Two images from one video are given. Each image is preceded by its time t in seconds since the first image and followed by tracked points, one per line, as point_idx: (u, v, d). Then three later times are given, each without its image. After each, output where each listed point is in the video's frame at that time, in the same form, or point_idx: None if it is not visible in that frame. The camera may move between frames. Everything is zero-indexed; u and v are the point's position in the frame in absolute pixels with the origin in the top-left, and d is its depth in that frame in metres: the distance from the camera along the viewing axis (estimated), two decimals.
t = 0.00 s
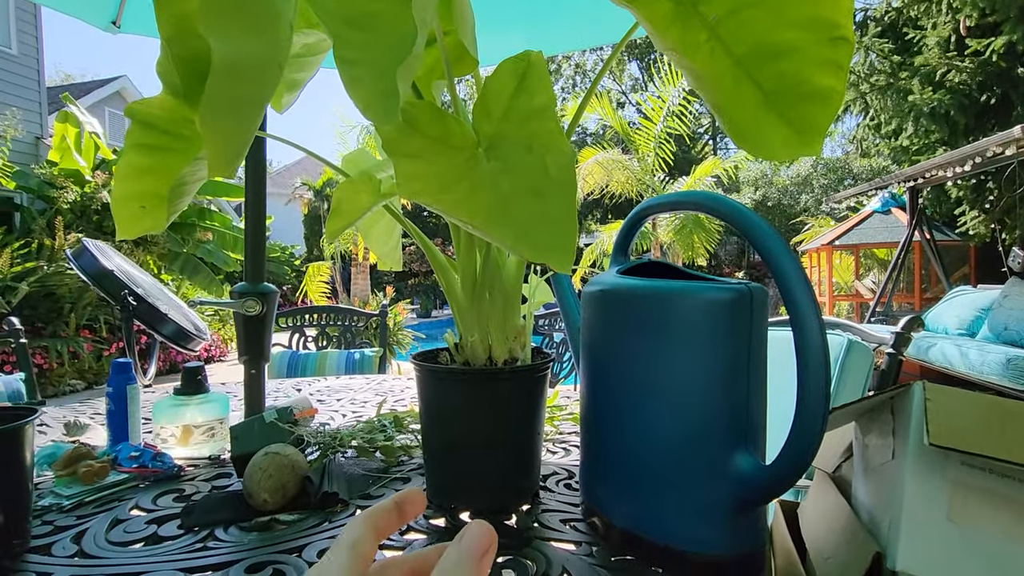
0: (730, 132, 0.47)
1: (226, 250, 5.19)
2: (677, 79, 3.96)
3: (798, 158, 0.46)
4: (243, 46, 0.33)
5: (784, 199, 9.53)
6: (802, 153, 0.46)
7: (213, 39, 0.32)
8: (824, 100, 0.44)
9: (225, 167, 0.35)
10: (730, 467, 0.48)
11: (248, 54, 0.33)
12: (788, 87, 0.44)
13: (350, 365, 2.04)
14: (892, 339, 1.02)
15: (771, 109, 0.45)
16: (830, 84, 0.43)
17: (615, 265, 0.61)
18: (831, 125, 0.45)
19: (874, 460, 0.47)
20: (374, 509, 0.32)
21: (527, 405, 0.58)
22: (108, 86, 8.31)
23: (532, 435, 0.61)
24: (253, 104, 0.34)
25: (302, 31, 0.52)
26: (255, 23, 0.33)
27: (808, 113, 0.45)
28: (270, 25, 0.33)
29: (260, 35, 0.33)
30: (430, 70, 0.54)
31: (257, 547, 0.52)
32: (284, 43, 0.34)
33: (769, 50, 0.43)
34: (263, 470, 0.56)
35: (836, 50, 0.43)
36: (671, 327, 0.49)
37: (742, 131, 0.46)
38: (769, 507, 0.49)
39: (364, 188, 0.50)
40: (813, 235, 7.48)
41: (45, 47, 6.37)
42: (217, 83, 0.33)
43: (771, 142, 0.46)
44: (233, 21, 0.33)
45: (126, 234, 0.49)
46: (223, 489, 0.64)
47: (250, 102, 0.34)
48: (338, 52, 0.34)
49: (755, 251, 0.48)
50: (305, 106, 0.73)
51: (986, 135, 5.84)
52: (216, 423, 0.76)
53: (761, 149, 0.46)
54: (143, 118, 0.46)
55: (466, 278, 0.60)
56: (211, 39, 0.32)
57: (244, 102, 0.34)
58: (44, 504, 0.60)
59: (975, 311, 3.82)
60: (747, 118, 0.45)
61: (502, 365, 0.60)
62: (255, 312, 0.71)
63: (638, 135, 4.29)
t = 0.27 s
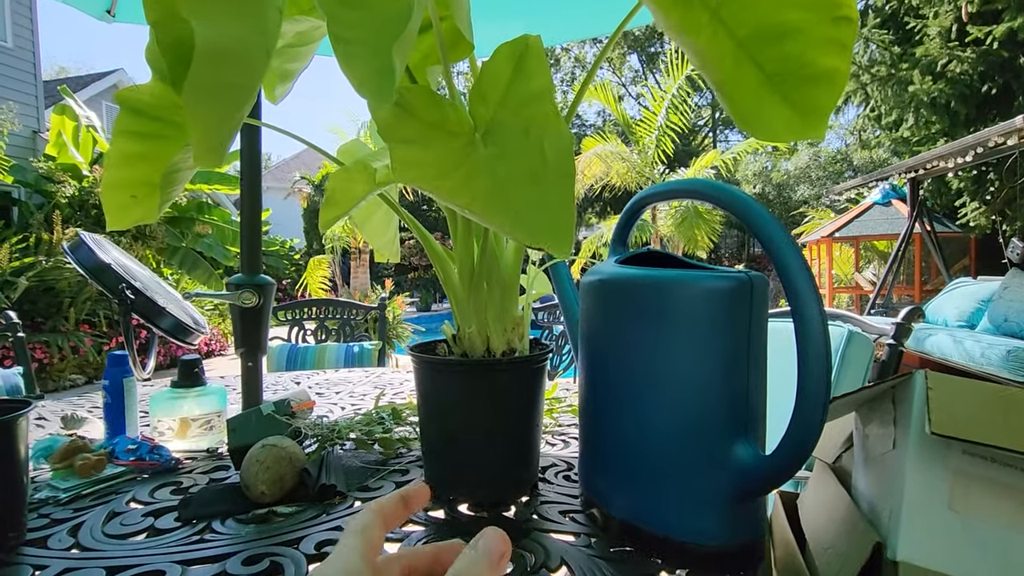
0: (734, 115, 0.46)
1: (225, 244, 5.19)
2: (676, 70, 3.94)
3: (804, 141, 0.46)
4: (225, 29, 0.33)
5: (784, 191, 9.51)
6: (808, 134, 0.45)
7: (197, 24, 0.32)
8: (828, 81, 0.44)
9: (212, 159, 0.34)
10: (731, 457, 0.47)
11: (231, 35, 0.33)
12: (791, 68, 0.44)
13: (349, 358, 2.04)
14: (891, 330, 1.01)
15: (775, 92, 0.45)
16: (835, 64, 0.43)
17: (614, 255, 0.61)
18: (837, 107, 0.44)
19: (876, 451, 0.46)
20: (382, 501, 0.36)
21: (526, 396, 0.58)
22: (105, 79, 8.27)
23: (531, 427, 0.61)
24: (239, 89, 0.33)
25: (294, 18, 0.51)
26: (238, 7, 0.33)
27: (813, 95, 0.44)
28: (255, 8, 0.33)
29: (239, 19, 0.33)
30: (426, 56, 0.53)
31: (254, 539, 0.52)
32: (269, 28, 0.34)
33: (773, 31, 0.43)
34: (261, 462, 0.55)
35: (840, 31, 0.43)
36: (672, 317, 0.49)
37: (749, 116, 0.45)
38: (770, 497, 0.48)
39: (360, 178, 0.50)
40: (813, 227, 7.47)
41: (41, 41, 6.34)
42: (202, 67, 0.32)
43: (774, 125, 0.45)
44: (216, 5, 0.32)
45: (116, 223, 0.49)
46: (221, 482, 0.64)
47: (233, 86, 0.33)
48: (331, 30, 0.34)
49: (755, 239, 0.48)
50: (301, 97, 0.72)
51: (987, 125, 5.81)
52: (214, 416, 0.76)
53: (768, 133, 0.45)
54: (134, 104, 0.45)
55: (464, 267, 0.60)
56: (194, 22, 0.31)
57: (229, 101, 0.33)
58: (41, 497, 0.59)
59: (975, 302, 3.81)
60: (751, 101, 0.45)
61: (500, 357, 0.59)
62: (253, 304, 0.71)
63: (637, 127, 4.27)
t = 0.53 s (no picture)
0: (737, 111, 0.47)
1: (224, 239, 5.18)
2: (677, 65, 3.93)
3: (807, 135, 0.46)
4: (219, 24, 0.33)
5: (783, 186, 9.50)
6: (812, 129, 0.45)
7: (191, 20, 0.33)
8: (831, 75, 0.44)
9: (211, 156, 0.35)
10: (732, 453, 0.47)
11: (225, 30, 0.33)
12: (793, 62, 0.44)
13: (349, 354, 2.04)
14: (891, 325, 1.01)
15: (776, 86, 0.45)
16: (836, 57, 0.43)
17: (614, 251, 0.60)
18: (839, 101, 0.44)
19: (876, 447, 0.46)
20: (411, 485, 0.41)
21: (525, 393, 0.58)
22: (103, 73, 8.23)
23: (531, 422, 0.61)
24: (236, 83, 0.34)
25: (291, 10, 0.50)
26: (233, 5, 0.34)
27: (816, 89, 0.44)
28: (252, 5, 0.34)
29: (237, 15, 0.34)
30: (424, 48, 0.53)
31: (254, 535, 0.52)
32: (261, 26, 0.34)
33: (775, 25, 0.43)
34: (260, 458, 0.55)
35: (843, 24, 0.42)
36: (673, 313, 0.49)
37: (757, 113, 0.46)
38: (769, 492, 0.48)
39: (359, 172, 0.50)
40: (812, 223, 7.47)
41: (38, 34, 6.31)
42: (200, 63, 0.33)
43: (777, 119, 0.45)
44: None
45: (114, 218, 0.49)
46: (221, 477, 0.64)
47: (227, 80, 0.34)
48: (325, 26, 0.34)
49: (756, 235, 0.47)
50: (299, 90, 0.71)
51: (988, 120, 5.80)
52: (213, 411, 0.76)
53: (771, 129, 0.46)
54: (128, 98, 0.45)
55: (463, 263, 0.59)
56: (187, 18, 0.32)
57: (224, 95, 0.34)
58: (39, 493, 0.59)
59: (974, 298, 3.81)
60: (753, 95, 0.46)
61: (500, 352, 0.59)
62: (252, 300, 0.71)
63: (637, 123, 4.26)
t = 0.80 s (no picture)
0: (744, 106, 0.47)
1: (224, 233, 5.17)
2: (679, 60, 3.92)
3: (815, 130, 0.46)
4: (224, 13, 0.33)
5: (783, 182, 9.50)
6: (818, 126, 0.45)
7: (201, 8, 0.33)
8: (837, 71, 0.43)
9: (221, 147, 0.35)
10: (734, 448, 0.48)
11: (230, 19, 0.33)
12: (801, 57, 0.44)
13: (349, 348, 2.04)
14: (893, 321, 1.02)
15: (784, 82, 0.45)
16: (844, 53, 0.43)
17: (619, 245, 0.60)
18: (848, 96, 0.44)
19: (880, 441, 0.47)
20: (433, 414, 0.37)
21: (529, 387, 0.58)
22: (102, 65, 8.19)
23: (535, 416, 0.61)
24: (243, 72, 0.34)
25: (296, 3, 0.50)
26: None
27: (823, 85, 0.44)
28: None
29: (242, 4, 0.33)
30: (430, 41, 0.53)
31: (259, 528, 0.52)
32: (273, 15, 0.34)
33: (785, 20, 0.43)
34: (264, 451, 0.56)
35: (852, 19, 0.42)
36: (680, 308, 0.49)
37: (760, 107, 0.46)
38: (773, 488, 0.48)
39: (362, 166, 0.50)
40: (813, 219, 7.48)
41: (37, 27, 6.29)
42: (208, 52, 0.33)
43: (784, 115, 0.45)
44: None
45: (120, 212, 0.48)
46: (225, 471, 0.64)
47: (234, 70, 0.34)
48: (328, 17, 0.34)
49: (762, 229, 0.47)
50: (302, 82, 0.71)
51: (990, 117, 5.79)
52: (216, 404, 0.76)
53: (778, 125, 0.46)
54: (136, 89, 0.45)
55: (467, 257, 0.59)
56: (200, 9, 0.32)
57: (231, 85, 0.34)
58: (45, 485, 0.59)
59: (975, 294, 3.81)
60: (760, 90, 0.45)
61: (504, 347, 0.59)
62: (255, 294, 0.71)
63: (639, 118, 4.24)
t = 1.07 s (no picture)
0: (747, 98, 0.47)
1: (225, 228, 5.16)
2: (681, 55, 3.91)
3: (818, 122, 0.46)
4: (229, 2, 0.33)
5: (784, 178, 9.49)
6: (822, 117, 0.45)
7: None
8: (843, 62, 0.43)
9: (224, 136, 0.35)
10: (737, 441, 0.48)
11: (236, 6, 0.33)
12: (807, 47, 0.43)
13: (350, 343, 2.04)
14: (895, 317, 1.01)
15: (788, 73, 0.45)
16: (851, 45, 0.43)
17: (621, 239, 0.60)
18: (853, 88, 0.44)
19: (882, 435, 0.47)
20: (436, 465, 0.40)
21: (531, 383, 0.58)
22: (103, 60, 8.16)
23: (536, 410, 0.61)
24: (248, 62, 0.33)
25: None
26: None
27: (827, 76, 0.44)
28: None
29: None
30: (432, 33, 0.52)
31: (260, 520, 0.52)
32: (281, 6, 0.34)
33: (791, 11, 0.43)
34: (265, 445, 0.55)
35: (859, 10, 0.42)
36: (683, 301, 0.48)
37: (760, 97, 0.46)
38: (775, 481, 0.48)
39: (364, 158, 0.49)
40: (814, 216, 7.47)
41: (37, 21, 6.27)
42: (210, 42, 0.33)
43: (789, 107, 0.45)
44: None
45: (122, 207, 0.48)
46: (226, 465, 0.64)
47: (238, 59, 0.33)
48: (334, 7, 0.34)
49: (766, 223, 0.47)
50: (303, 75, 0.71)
51: (993, 113, 5.77)
52: (217, 398, 0.76)
53: (781, 117, 0.46)
54: (135, 85, 0.44)
55: (469, 251, 0.59)
56: None
57: (234, 74, 0.33)
58: (46, 478, 0.59)
59: (976, 291, 3.81)
60: (765, 81, 0.46)
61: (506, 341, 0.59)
62: (256, 288, 0.71)
63: (641, 113, 4.23)
